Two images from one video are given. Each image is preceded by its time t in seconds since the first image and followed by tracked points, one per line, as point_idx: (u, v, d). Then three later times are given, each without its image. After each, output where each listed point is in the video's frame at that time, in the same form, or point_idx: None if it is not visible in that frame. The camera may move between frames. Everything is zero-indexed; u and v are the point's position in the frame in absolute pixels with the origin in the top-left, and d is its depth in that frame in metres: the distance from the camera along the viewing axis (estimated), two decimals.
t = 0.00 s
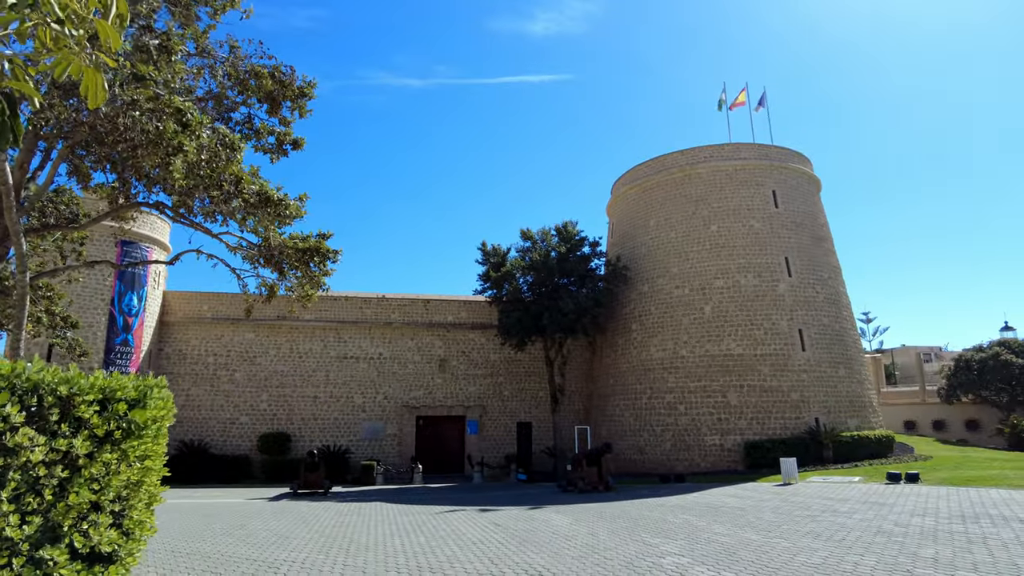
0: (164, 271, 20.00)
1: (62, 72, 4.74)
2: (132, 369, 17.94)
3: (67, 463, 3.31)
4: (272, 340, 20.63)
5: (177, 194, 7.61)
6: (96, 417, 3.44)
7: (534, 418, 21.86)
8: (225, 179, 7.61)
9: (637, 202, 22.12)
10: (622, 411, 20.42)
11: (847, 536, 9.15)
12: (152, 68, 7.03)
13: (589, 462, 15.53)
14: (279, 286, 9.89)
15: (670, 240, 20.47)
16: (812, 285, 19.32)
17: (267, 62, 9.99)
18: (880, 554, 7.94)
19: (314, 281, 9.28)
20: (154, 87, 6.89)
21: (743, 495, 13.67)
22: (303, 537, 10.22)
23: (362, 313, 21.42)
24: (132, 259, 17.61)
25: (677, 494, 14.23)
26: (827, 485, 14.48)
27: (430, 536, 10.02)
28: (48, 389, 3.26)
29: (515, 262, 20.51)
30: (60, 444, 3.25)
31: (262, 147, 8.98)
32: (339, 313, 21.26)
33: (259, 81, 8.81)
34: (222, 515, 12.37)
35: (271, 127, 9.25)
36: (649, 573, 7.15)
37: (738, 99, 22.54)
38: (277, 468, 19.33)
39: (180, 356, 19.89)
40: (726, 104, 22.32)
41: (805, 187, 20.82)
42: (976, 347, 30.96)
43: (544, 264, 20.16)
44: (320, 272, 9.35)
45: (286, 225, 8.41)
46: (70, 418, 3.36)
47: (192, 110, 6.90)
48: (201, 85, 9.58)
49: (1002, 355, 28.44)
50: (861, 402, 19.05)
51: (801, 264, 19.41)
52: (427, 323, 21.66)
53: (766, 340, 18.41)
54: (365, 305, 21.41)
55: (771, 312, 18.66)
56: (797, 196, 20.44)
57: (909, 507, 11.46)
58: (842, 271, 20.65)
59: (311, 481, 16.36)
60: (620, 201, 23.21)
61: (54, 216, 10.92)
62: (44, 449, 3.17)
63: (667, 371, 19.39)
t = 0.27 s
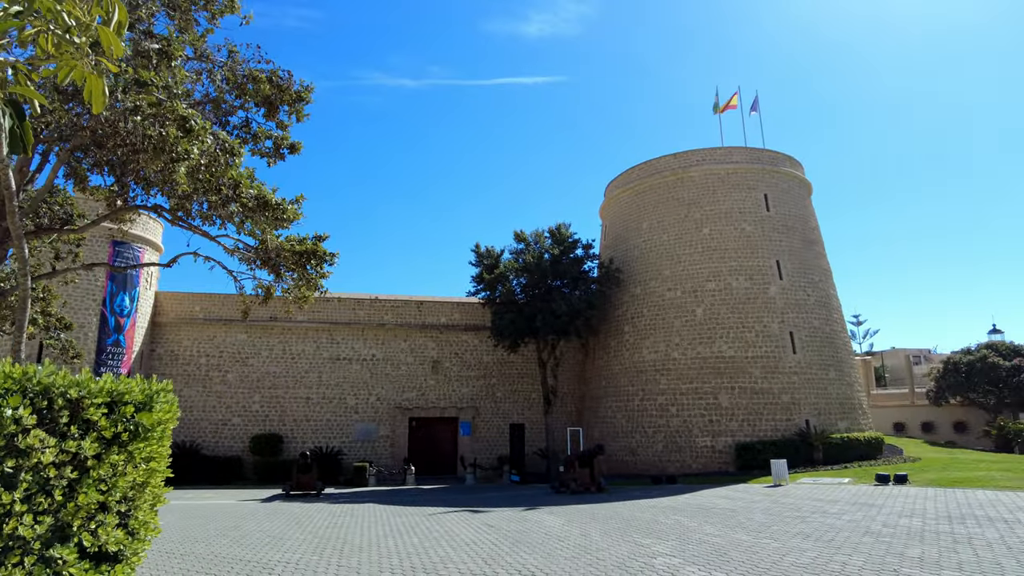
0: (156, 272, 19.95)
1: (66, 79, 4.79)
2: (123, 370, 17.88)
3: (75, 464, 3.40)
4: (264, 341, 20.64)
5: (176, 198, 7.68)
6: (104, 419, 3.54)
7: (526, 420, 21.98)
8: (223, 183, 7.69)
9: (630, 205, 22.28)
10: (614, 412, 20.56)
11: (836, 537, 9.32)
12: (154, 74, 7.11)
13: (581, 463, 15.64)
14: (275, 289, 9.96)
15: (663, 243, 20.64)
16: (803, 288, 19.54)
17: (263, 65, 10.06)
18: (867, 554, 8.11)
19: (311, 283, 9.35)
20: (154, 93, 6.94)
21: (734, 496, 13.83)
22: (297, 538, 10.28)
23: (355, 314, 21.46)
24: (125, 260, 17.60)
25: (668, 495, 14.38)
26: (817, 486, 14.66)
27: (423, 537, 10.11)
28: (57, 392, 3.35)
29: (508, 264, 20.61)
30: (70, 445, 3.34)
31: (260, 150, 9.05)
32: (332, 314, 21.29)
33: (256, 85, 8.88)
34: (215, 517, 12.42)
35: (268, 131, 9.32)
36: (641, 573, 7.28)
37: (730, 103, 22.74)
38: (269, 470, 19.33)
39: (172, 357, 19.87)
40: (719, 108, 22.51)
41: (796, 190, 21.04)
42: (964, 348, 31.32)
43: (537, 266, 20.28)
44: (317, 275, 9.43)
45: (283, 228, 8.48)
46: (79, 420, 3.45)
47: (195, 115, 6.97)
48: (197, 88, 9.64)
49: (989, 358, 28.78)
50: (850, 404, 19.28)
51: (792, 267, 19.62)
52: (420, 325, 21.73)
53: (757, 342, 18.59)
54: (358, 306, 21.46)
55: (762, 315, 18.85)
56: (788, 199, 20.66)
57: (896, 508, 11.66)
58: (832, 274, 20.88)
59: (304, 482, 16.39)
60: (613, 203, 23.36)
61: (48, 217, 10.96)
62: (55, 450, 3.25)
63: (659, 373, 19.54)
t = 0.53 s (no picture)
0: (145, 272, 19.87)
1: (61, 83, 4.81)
2: (112, 370, 17.79)
3: (70, 464, 3.45)
4: (255, 342, 20.60)
5: (167, 200, 7.71)
6: (99, 421, 3.59)
7: (517, 420, 22.07)
8: (216, 185, 7.73)
9: (621, 207, 22.41)
10: (605, 413, 20.66)
11: (823, 536, 9.45)
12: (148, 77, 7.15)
13: (571, 464, 15.73)
14: (265, 290, 9.99)
15: (653, 245, 20.79)
16: (792, 290, 19.72)
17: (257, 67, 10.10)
18: (853, 553, 8.25)
19: (302, 284, 9.39)
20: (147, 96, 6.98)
21: (723, 497, 13.95)
22: (287, 539, 10.31)
23: (346, 315, 21.47)
24: (114, 260, 17.53)
25: (657, 495, 14.50)
26: (805, 486, 14.82)
27: (415, 537, 10.18)
28: (53, 394, 3.39)
29: (500, 265, 20.68)
30: (66, 447, 3.39)
31: (252, 152, 9.08)
32: (323, 315, 21.29)
33: (249, 87, 8.92)
34: (205, 518, 12.41)
35: (260, 133, 9.35)
36: (629, 573, 7.38)
37: (721, 105, 22.91)
38: (259, 471, 19.30)
39: (162, 357, 19.81)
40: (709, 111, 22.68)
41: (785, 193, 21.24)
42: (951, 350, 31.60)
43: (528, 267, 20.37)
44: (308, 277, 9.48)
45: (275, 230, 8.51)
46: (75, 422, 3.50)
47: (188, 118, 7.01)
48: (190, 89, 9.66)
49: (975, 359, 29.04)
50: (838, 405, 19.48)
51: (781, 269, 19.80)
52: (412, 326, 21.78)
53: (746, 344, 18.75)
54: (349, 306, 21.48)
55: (751, 317, 19.02)
56: (777, 201, 20.84)
57: (883, 508, 11.82)
58: (821, 276, 21.09)
59: (294, 483, 16.38)
60: (604, 204, 23.49)
61: (37, 217, 10.95)
62: (50, 451, 3.30)
63: (649, 373, 19.67)
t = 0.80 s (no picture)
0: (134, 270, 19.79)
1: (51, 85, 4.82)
2: (101, 369, 17.72)
3: (59, 463, 3.48)
4: (245, 341, 20.56)
5: (157, 200, 7.72)
6: (88, 420, 3.62)
7: (508, 419, 22.13)
8: (206, 185, 7.75)
9: (612, 207, 22.51)
10: (595, 412, 20.76)
11: (810, 534, 9.56)
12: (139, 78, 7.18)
13: (562, 463, 15.81)
14: (256, 289, 10.00)
15: (643, 245, 20.90)
16: (781, 290, 19.88)
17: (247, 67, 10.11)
18: (838, 550, 8.36)
19: (292, 284, 9.42)
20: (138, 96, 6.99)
21: (712, 495, 14.07)
22: (278, 538, 10.31)
23: (337, 314, 21.45)
24: (103, 259, 17.45)
25: (647, 494, 14.60)
26: (793, 485, 14.95)
27: (405, 536, 10.21)
28: (42, 393, 3.42)
29: (491, 264, 20.73)
30: (54, 445, 3.41)
31: (242, 152, 9.10)
32: (314, 314, 21.26)
33: (239, 87, 8.94)
34: (194, 517, 12.39)
35: (250, 133, 9.36)
36: (617, 570, 7.45)
37: (711, 106, 23.05)
38: (249, 470, 19.25)
39: (151, 356, 19.73)
40: (700, 111, 22.81)
41: (775, 193, 21.39)
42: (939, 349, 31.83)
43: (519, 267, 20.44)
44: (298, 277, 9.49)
45: (265, 230, 8.53)
46: (63, 421, 3.53)
47: (177, 118, 7.04)
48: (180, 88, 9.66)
49: (961, 357, 28.73)
50: (827, 404, 19.65)
51: (770, 269, 19.95)
52: (403, 325, 21.79)
53: (736, 343, 18.89)
54: (341, 305, 21.47)
55: (740, 316, 19.16)
56: (767, 202, 20.99)
57: (869, 505, 11.96)
58: (811, 276, 21.25)
59: (284, 483, 16.36)
60: (595, 204, 23.57)
61: (25, 216, 10.91)
62: (38, 450, 3.32)
63: (640, 373, 19.78)
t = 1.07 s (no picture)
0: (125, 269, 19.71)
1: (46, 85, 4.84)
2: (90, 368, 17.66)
3: (53, 461, 3.51)
4: (236, 340, 20.51)
5: (149, 199, 7.72)
6: (81, 418, 3.66)
7: (500, 418, 22.20)
8: (198, 184, 7.76)
9: (604, 206, 22.60)
10: (587, 411, 20.85)
11: (798, 531, 9.68)
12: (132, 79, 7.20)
13: (554, 462, 15.87)
14: (248, 289, 10.00)
15: (635, 245, 21.01)
16: (771, 290, 20.03)
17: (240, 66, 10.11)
18: (826, 548, 8.48)
19: (284, 284, 9.43)
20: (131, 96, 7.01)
21: (702, 493, 14.18)
22: (269, 537, 10.33)
23: (328, 313, 21.44)
24: (93, 257, 17.37)
25: (637, 492, 14.70)
26: (783, 483, 15.07)
27: (397, 535, 10.26)
28: (36, 391, 3.45)
29: (483, 264, 20.77)
30: (48, 443, 3.45)
31: (234, 151, 9.11)
32: (306, 313, 21.23)
33: (232, 86, 8.95)
34: (185, 517, 12.38)
35: (243, 132, 9.38)
36: (607, 568, 7.53)
37: (702, 107, 23.19)
38: (240, 469, 19.21)
39: (141, 355, 19.66)
40: (691, 112, 22.94)
41: (766, 194, 21.54)
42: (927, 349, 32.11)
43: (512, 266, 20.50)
44: (290, 276, 9.51)
45: (257, 230, 8.55)
46: (57, 419, 3.56)
47: (171, 118, 7.06)
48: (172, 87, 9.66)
49: (949, 357, 28.90)
50: (817, 403, 19.82)
51: (760, 269, 20.10)
52: (395, 324, 21.81)
53: (727, 342, 19.02)
54: (332, 305, 21.45)
55: (731, 316, 19.30)
56: (757, 202, 21.14)
57: (857, 503, 12.10)
58: (801, 276, 21.42)
59: (276, 482, 16.34)
60: (588, 204, 23.66)
61: (15, 214, 10.88)
62: (33, 447, 3.35)
63: (631, 372, 19.89)
